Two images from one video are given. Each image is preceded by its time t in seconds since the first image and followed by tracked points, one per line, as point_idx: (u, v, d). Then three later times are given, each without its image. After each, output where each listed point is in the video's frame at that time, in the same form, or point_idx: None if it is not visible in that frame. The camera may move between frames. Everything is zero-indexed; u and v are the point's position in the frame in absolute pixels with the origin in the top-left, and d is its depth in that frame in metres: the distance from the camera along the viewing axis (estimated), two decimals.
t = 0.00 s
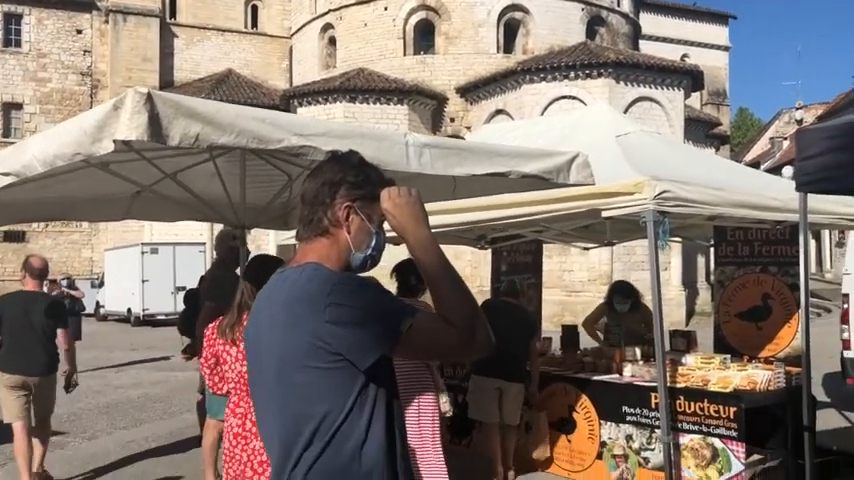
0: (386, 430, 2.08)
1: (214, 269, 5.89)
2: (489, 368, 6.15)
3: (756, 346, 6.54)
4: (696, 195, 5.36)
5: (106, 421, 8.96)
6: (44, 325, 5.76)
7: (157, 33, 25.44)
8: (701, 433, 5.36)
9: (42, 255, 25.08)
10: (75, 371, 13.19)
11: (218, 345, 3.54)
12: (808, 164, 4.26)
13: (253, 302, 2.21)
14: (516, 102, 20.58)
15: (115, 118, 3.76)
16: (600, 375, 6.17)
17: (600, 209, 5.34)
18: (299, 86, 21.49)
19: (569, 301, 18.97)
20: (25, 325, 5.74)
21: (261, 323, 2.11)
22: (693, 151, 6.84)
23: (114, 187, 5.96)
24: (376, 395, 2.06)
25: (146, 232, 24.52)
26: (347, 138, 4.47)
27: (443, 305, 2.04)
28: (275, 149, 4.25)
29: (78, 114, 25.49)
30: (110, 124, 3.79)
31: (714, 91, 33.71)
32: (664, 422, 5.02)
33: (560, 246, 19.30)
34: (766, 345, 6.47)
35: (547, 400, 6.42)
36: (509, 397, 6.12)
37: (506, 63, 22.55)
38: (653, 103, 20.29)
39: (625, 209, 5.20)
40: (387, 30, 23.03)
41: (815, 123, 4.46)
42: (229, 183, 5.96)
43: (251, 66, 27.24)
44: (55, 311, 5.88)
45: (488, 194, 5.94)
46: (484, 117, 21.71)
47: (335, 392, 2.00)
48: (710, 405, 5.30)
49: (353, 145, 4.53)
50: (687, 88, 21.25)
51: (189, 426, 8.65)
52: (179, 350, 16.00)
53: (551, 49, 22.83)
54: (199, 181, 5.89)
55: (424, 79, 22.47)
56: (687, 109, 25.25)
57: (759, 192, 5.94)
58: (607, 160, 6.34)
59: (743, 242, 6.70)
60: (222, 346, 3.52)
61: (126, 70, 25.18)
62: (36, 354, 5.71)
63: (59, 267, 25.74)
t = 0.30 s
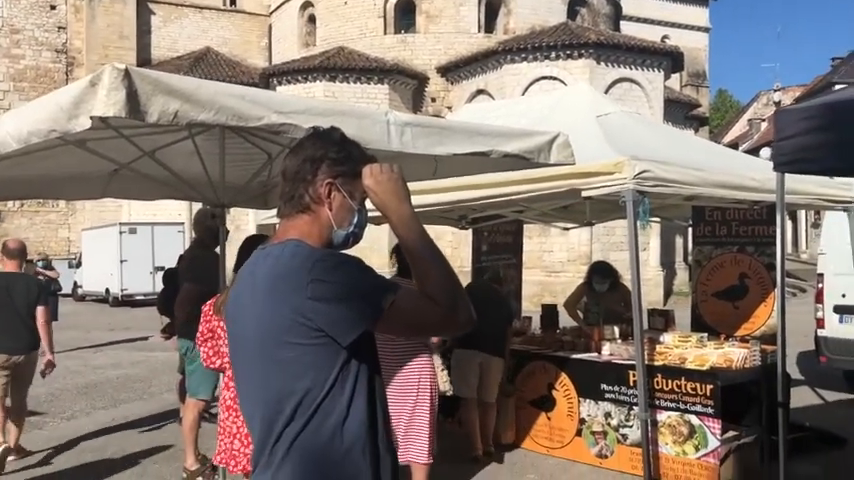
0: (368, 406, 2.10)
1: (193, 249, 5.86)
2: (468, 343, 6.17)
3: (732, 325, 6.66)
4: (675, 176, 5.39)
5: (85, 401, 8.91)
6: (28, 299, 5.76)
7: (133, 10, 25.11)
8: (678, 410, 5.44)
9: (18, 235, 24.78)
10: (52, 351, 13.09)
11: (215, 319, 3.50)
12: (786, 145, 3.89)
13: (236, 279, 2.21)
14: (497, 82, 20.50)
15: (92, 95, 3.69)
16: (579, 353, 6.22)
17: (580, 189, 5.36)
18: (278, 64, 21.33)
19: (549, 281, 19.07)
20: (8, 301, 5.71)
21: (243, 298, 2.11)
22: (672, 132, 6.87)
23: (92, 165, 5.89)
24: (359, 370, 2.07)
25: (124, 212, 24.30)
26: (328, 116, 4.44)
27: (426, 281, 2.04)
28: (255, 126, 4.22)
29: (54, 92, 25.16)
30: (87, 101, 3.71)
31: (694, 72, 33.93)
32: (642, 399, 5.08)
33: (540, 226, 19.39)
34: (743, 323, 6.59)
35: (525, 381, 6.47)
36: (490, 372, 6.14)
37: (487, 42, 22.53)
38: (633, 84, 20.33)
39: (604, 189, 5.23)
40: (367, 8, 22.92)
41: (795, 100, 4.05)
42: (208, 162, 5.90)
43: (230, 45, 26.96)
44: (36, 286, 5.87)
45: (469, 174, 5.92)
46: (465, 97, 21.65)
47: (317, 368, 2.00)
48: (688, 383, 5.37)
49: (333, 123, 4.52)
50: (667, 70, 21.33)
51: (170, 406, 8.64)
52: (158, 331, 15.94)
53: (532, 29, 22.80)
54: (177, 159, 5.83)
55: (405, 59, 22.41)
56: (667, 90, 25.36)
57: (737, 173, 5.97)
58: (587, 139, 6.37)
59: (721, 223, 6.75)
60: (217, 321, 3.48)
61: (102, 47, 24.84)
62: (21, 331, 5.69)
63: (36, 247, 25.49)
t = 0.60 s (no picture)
0: (343, 390, 2.11)
1: (161, 234, 5.77)
2: (440, 324, 6.18)
3: (700, 308, 6.77)
4: (645, 160, 5.43)
5: (53, 388, 8.81)
6: None
7: None
8: (647, 392, 5.52)
9: None
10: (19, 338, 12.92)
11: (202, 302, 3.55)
12: (755, 129, 3.93)
13: (207, 263, 2.20)
14: (470, 66, 20.45)
15: (57, 76, 3.61)
16: (550, 337, 6.28)
17: (552, 174, 5.39)
18: (248, 47, 21.13)
19: (521, 266, 19.13)
20: None
21: (215, 283, 2.10)
22: (643, 117, 6.92)
23: (58, 148, 5.79)
24: (333, 354, 2.08)
25: (91, 196, 23.97)
26: (299, 98, 4.41)
27: (399, 264, 2.04)
28: (224, 109, 4.17)
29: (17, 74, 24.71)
30: (51, 82, 3.62)
31: (664, 58, 34.19)
32: (611, 381, 5.14)
33: (512, 211, 19.49)
34: (711, 306, 6.70)
35: (496, 365, 6.52)
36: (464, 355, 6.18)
37: (458, 27, 22.50)
38: (604, 70, 20.43)
39: (576, 173, 5.26)
40: None
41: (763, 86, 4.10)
42: (178, 145, 5.82)
43: (199, 27, 26.61)
44: None
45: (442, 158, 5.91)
46: (437, 81, 21.60)
47: (290, 350, 2.00)
48: (657, 365, 5.46)
49: (305, 105, 4.49)
50: (638, 56, 21.47)
51: (139, 392, 8.57)
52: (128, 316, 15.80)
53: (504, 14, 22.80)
54: (146, 142, 5.75)
55: (377, 42, 22.38)
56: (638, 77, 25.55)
57: (706, 158, 6.04)
58: (559, 124, 6.40)
59: (689, 208, 6.82)
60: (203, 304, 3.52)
61: (67, 28, 24.48)
62: None
63: (1, 232, 25.08)
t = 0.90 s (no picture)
0: (304, 386, 2.09)
1: (117, 225, 5.67)
2: (403, 313, 6.19)
3: (657, 298, 6.88)
4: (604, 152, 5.48)
5: (6, 383, 8.62)
6: None
7: None
8: (606, 381, 5.60)
9: None
10: None
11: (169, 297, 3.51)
12: (711, 122, 4.00)
13: (165, 256, 2.17)
14: (431, 57, 20.41)
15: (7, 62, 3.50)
16: (511, 327, 6.33)
17: (513, 166, 5.42)
18: (206, 36, 20.87)
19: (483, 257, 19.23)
20: None
21: (174, 274, 2.07)
22: (602, 110, 6.99)
23: (9, 137, 5.64)
24: (294, 349, 2.06)
25: (45, 187, 23.49)
26: (258, 88, 4.36)
27: (361, 257, 2.01)
28: (182, 98, 4.11)
29: None
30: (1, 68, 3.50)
31: (623, 52, 34.62)
32: (571, 370, 5.19)
33: (474, 203, 19.58)
34: (667, 296, 6.82)
35: (458, 356, 6.54)
36: (427, 348, 6.20)
37: (419, 17, 22.50)
38: (564, 63, 20.58)
39: (536, 165, 5.30)
40: None
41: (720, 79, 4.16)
42: (133, 135, 5.70)
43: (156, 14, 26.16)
44: None
45: (403, 148, 5.90)
46: (398, 72, 21.54)
47: (250, 343, 1.98)
48: (615, 354, 5.53)
49: (265, 95, 4.44)
50: (597, 49, 21.65)
51: (95, 386, 8.42)
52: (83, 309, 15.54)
53: (465, 6, 22.83)
54: (100, 131, 5.62)
55: (338, 32, 22.29)
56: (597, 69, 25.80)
57: (663, 149, 6.12)
58: (520, 115, 6.43)
59: (646, 199, 6.91)
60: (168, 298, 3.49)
61: (18, 14, 24.15)
62: None
63: None
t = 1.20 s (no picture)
0: (257, 389, 2.08)
1: (67, 223, 5.56)
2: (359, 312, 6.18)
3: (610, 296, 6.95)
4: (558, 152, 5.53)
5: None
6: None
7: None
8: (560, 378, 5.66)
9: None
10: None
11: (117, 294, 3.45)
12: (663, 123, 4.06)
13: (114, 256, 2.13)
14: (388, 56, 20.37)
15: None
16: (467, 325, 6.36)
17: (470, 165, 5.45)
18: (159, 30, 20.54)
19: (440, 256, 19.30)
20: None
21: (123, 274, 2.03)
22: (557, 110, 7.07)
23: None
24: (247, 352, 2.05)
25: None
26: (211, 85, 4.31)
27: (314, 257, 2.00)
28: (133, 94, 4.03)
29: None
30: None
31: (578, 53, 35.02)
32: (526, 368, 5.24)
33: (431, 202, 19.63)
34: (619, 294, 6.89)
35: (414, 355, 6.55)
36: (384, 350, 6.20)
37: (376, 15, 22.47)
38: (520, 63, 20.74)
39: (493, 164, 5.33)
40: None
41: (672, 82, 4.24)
42: (83, 132, 5.58)
43: (107, 8, 25.66)
44: None
45: (359, 147, 5.89)
46: (355, 70, 21.47)
47: (201, 346, 1.96)
48: (569, 352, 5.60)
49: (218, 92, 4.38)
50: (553, 50, 21.87)
51: (42, 388, 8.23)
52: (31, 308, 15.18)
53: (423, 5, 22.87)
54: (49, 128, 5.49)
55: (294, 29, 22.14)
56: (553, 70, 26.06)
57: (616, 150, 6.21)
58: (476, 115, 6.47)
59: (600, 199, 7.01)
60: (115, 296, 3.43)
61: None
62: None
63: None
